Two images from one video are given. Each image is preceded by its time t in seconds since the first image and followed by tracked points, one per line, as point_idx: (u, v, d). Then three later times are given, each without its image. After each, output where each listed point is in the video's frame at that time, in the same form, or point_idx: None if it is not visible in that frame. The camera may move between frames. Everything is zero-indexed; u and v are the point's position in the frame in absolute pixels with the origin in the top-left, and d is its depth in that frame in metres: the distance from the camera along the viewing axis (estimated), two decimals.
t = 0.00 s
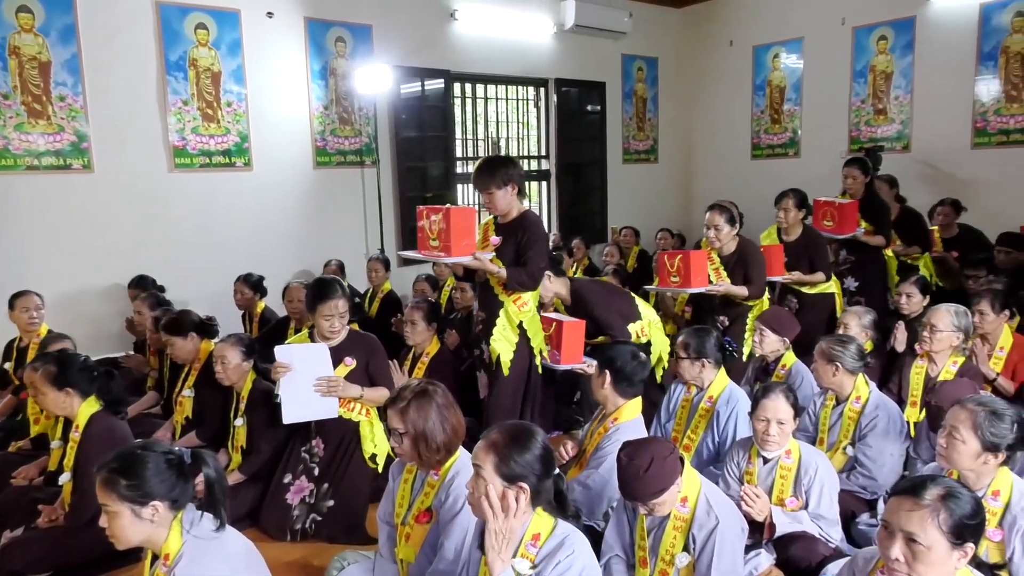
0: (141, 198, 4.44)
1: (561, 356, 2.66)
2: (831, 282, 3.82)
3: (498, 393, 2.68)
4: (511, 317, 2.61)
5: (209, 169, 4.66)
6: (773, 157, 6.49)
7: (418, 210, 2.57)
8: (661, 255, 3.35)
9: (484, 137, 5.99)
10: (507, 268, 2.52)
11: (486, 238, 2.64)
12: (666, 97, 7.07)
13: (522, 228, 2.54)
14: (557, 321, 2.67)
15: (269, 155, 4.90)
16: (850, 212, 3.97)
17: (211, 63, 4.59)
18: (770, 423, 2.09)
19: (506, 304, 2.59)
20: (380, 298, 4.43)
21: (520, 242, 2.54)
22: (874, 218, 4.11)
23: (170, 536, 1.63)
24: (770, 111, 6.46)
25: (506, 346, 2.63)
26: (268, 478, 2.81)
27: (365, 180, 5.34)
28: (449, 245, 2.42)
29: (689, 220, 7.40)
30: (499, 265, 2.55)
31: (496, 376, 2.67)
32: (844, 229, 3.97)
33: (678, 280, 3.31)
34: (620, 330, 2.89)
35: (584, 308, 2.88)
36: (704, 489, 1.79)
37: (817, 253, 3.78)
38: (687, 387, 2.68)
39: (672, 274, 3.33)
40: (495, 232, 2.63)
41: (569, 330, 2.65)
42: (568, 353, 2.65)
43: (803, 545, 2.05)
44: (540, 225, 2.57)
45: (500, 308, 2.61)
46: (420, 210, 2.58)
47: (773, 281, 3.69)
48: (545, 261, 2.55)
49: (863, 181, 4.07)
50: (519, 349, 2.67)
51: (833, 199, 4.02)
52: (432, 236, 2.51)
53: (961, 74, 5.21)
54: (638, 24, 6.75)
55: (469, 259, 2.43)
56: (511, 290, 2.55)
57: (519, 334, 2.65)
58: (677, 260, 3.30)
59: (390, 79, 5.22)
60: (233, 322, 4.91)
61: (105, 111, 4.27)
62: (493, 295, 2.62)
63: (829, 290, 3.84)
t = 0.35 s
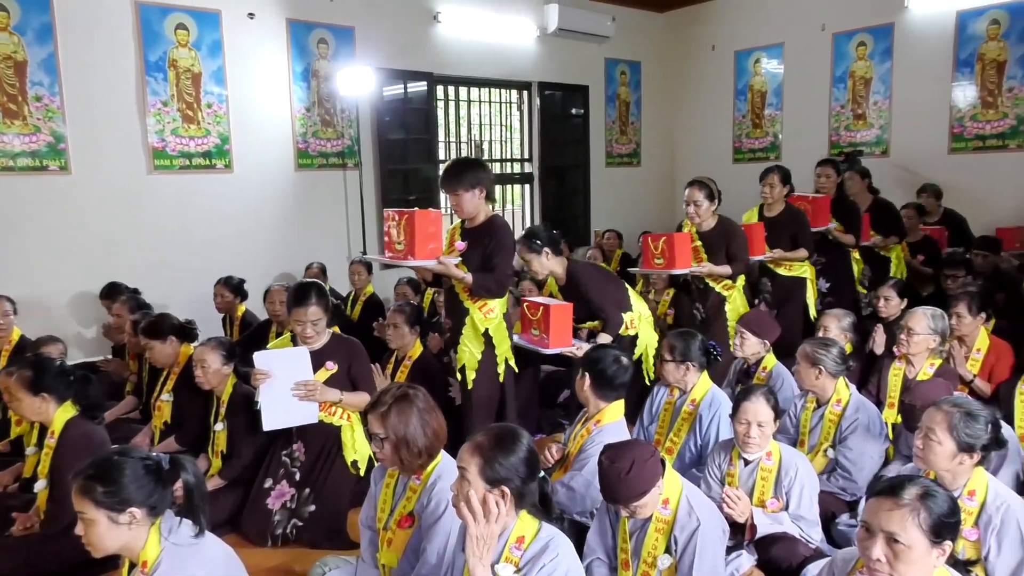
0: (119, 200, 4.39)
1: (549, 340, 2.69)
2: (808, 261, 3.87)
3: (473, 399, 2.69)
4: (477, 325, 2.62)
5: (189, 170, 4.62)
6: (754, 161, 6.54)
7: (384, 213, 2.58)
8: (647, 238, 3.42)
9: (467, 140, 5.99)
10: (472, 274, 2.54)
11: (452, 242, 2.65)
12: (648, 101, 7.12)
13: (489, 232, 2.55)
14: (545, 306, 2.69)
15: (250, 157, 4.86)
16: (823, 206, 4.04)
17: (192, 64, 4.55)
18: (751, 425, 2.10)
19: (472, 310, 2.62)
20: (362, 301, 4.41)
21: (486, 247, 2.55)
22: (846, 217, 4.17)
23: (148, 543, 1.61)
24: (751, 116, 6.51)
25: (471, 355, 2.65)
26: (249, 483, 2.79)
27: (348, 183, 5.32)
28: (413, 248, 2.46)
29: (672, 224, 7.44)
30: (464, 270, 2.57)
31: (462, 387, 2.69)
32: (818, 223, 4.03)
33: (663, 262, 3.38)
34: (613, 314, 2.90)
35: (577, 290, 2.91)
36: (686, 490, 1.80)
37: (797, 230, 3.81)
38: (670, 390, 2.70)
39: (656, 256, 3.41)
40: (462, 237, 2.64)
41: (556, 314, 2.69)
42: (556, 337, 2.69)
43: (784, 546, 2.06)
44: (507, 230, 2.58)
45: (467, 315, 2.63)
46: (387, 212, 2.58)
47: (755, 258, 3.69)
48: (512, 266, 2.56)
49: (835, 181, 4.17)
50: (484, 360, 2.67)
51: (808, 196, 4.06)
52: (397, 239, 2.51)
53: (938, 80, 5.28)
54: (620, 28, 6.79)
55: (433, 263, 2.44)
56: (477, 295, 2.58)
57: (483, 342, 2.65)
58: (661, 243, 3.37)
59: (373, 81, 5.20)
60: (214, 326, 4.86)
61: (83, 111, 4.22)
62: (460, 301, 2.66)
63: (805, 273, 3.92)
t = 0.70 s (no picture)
0: (88, 201, 4.31)
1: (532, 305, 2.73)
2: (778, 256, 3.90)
3: (441, 405, 2.67)
4: (444, 329, 2.62)
5: (161, 172, 4.56)
6: (728, 165, 6.60)
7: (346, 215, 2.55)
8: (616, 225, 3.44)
9: (443, 142, 5.99)
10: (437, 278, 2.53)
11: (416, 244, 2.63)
12: (624, 105, 7.17)
13: (453, 234, 2.53)
14: (525, 271, 2.73)
15: (223, 158, 4.81)
16: (791, 205, 4.12)
17: (163, 64, 4.49)
18: (724, 426, 2.12)
19: (439, 314, 2.61)
20: (337, 304, 4.38)
21: (449, 250, 2.54)
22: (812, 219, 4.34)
23: (116, 550, 1.59)
24: (725, 120, 6.58)
25: (438, 359, 2.65)
26: (221, 488, 2.75)
27: (323, 185, 5.29)
28: (373, 253, 2.43)
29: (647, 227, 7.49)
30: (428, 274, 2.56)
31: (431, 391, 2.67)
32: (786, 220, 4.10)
33: (632, 248, 3.40)
34: (601, 286, 2.93)
35: (569, 259, 2.93)
36: (661, 491, 1.81)
37: (772, 221, 3.86)
38: (644, 392, 2.72)
39: (626, 243, 3.42)
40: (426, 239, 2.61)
41: (537, 278, 2.72)
42: (538, 301, 2.73)
43: (756, 546, 2.08)
44: (472, 232, 2.56)
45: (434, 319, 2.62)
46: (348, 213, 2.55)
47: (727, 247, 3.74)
48: (476, 269, 2.54)
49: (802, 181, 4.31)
50: (453, 362, 2.66)
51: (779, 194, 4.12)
52: (358, 243, 2.49)
53: (907, 85, 5.38)
54: (596, 32, 6.83)
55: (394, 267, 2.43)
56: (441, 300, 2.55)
57: (451, 346, 2.64)
58: (631, 229, 3.39)
59: (348, 82, 5.17)
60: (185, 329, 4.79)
61: (51, 111, 4.14)
62: (426, 305, 2.64)
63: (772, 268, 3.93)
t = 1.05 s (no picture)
0: (62, 203, 4.25)
1: (509, 276, 2.78)
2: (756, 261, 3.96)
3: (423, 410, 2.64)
4: (414, 335, 2.57)
5: (136, 174, 4.50)
6: (707, 169, 6.64)
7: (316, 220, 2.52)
8: (591, 222, 3.45)
9: (423, 146, 5.98)
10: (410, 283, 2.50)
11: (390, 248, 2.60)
12: (603, 109, 7.21)
13: (428, 238, 2.50)
14: (501, 243, 2.77)
15: (200, 161, 4.76)
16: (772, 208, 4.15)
17: (140, 65, 4.44)
18: (704, 430, 2.13)
19: (410, 320, 2.56)
20: (316, 308, 4.35)
21: (423, 254, 2.51)
22: (790, 221, 4.37)
23: (90, 557, 1.56)
24: (704, 124, 6.62)
25: (408, 364, 2.58)
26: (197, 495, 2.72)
27: (302, 188, 5.24)
28: (344, 258, 2.39)
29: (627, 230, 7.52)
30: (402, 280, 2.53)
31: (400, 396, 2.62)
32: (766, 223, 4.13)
33: (607, 245, 3.41)
34: (581, 268, 2.92)
35: (558, 237, 2.91)
36: (640, 495, 1.81)
37: (753, 225, 3.89)
38: (623, 396, 2.72)
39: (601, 239, 3.44)
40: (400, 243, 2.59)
41: (514, 250, 2.78)
42: (515, 273, 2.79)
43: (736, 548, 2.08)
44: (449, 236, 2.52)
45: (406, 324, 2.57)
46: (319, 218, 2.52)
47: (699, 247, 3.76)
48: (450, 274, 2.52)
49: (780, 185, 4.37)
50: (423, 368, 2.59)
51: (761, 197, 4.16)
52: (329, 248, 2.45)
53: (882, 90, 5.45)
54: (576, 36, 6.86)
55: (366, 272, 2.40)
56: (413, 304, 2.52)
57: (422, 352, 2.58)
58: (606, 226, 3.41)
59: (327, 85, 5.14)
60: (161, 333, 4.73)
61: (23, 112, 4.08)
62: (398, 310, 2.59)
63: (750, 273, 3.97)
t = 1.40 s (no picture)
0: (50, 207, 4.22)
1: (487, 274, 2.78)
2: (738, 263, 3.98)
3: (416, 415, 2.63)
4: (398, 342, 2.55)
5: (126, 178, 4.48)
6: (698, 172, 6.66)
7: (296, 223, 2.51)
8: (583, 225, 3.46)
9: (415, 149, 5.98)
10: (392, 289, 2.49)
11: (376, 253, 2.57)
12: (594, 113, 7.23)
13: (413, 244, 2.49)
14: (478, 241, 2.78)
15: (190, 164, 4.74)
16: (766, 211, 4.15)
17: (129, 68, 4.42)
18: (696, 433, 2.13)
19: (395, 327, 2.55)
20: (308, 311, 4.33)
21: (407, 260, 2.50)
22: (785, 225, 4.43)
23: (79, 562, 1.55)
24: (695, 128, 6.64)
25: (391, 373, 2.58)
26: (189, 499, 2.70)
27: (293, 191, 5.23)
28: (322, 263, 2.39)
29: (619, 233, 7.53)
30: (386, 286, 2.52)
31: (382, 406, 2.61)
32: (760, 226, 4.13)
33: (600, 248, 3.42)
34: (564, 274, 2.93)
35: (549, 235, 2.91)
36: (633, 498, 1.82)
37: (734, 231, 3.90)
38: (615, 399, 2.73)
39: (593, 243, 3.45)
40: (385, 249, 2.57)
41: (492, 246, 2.78)
42: (493, 270, 2.79)
43: (727, 551, 2.09)
44: (434, 243, 2.52)
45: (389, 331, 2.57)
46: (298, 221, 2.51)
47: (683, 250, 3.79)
48: (433, 282, 2.50)
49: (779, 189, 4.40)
50: (407, 376, 2.59)
51: (753, 200, 4.18)
52: (308, 253, 2.45)
53: (871, 94, 5.49)
54: (567, 39, 6.87)
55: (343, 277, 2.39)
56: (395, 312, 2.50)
57: (406, 360, 2.58)
58: (599, 230, 3.42)
59: (318, 88, 5.13)
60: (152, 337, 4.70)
61: (11, 115, 4.05)
62: (382, 318, 2.58)
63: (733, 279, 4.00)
